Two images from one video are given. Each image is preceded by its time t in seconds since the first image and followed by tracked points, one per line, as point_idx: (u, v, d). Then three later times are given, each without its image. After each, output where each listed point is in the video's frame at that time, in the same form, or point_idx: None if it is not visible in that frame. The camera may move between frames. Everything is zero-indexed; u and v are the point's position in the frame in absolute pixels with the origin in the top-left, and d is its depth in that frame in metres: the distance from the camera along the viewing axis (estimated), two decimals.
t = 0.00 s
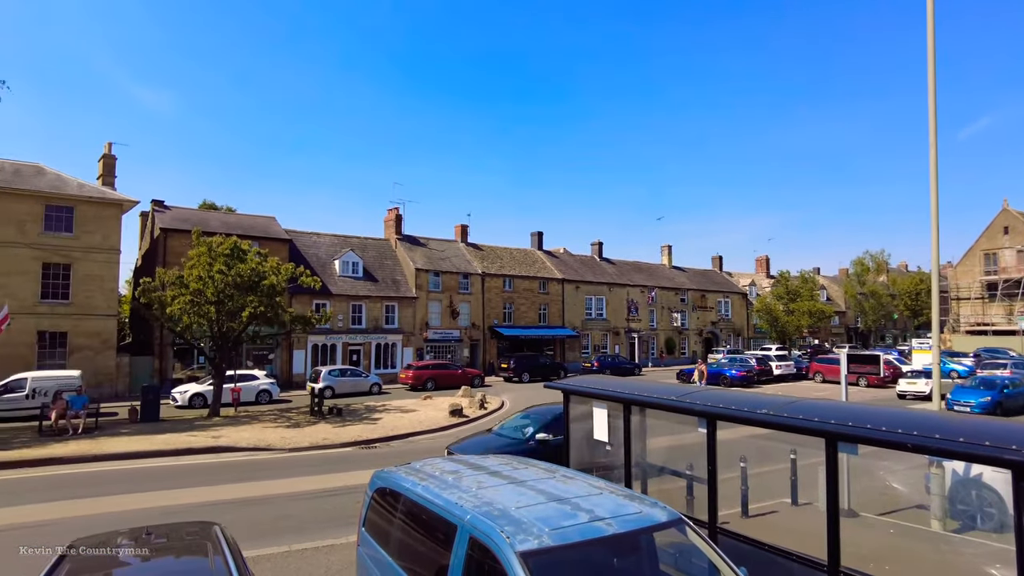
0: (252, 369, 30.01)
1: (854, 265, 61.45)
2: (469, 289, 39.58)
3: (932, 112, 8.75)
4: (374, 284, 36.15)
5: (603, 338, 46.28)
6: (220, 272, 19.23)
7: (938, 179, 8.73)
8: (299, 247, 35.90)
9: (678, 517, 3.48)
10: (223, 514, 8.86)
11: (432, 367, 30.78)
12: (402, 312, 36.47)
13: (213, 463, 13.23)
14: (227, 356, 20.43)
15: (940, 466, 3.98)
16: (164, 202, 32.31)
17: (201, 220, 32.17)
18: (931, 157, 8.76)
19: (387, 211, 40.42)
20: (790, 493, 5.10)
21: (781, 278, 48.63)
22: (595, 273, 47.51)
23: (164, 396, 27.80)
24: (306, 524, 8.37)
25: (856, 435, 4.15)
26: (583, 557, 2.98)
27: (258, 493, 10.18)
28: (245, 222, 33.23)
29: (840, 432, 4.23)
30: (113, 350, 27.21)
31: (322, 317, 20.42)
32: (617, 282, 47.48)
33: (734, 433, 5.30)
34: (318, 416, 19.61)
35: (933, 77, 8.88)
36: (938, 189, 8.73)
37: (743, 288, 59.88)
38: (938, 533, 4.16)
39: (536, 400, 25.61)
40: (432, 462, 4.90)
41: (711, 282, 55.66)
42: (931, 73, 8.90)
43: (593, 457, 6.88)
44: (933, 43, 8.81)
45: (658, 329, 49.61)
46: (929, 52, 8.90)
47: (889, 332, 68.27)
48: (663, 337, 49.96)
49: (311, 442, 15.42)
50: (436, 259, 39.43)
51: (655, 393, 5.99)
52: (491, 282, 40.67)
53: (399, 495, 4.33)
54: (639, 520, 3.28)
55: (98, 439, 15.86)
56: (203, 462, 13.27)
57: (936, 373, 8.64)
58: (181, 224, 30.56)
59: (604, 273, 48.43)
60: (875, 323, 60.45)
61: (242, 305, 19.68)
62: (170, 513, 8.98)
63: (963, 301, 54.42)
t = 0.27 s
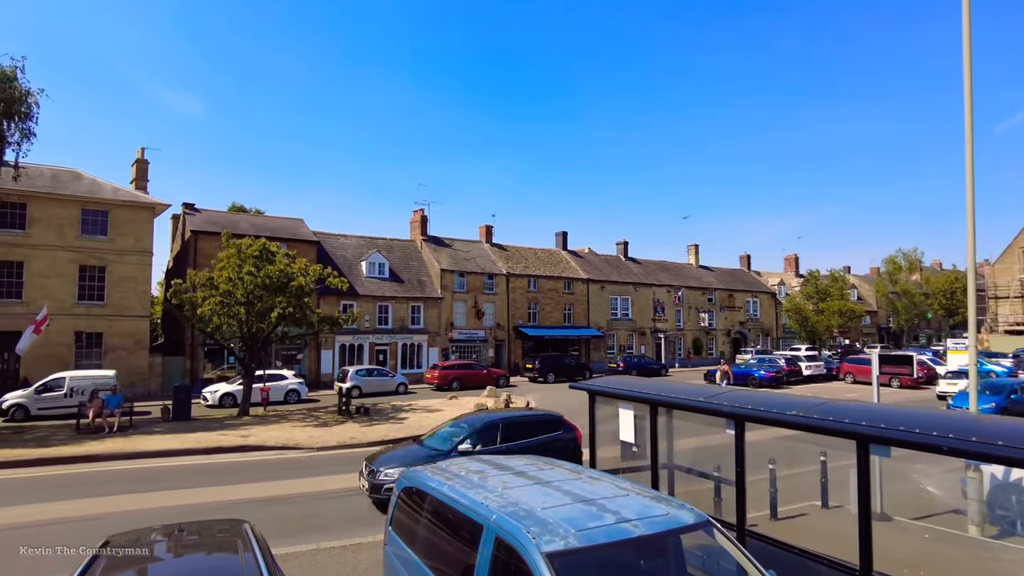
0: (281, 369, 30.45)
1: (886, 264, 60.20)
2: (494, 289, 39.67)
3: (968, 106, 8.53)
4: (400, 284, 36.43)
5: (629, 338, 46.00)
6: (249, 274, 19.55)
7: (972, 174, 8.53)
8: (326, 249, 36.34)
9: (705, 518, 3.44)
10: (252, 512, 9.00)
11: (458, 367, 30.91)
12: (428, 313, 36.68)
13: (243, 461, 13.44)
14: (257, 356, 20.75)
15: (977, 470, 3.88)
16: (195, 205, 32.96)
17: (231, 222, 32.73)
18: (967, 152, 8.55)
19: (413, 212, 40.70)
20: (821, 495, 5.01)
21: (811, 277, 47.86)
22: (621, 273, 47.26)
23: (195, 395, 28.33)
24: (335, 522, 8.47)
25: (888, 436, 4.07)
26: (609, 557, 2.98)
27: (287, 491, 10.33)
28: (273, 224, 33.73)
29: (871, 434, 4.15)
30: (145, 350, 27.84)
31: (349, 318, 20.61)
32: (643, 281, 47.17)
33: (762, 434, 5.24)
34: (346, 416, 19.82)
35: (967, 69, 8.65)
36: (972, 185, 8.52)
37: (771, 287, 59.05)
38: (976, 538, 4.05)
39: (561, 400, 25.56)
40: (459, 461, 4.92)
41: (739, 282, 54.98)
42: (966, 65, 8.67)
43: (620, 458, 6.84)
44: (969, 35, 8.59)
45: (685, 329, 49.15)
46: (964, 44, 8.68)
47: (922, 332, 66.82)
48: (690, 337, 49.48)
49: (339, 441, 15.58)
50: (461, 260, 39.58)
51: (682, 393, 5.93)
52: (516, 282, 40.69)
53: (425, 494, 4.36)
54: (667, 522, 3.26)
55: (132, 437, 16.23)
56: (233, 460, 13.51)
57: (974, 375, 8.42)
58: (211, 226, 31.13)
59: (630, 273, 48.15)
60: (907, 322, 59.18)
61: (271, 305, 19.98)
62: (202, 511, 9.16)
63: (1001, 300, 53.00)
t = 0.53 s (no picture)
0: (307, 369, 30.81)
1: (917, 263, 59.01)
2: (517, 290, 39.69)
3: (1003, 100, 8.34)
4: (423, 285, 36.62)
5: (653, 339, 45.69)
6: (276, 275, 19.81)
7: (1007, 171, 8.35)
8: (351, 251, 36.69)
9: (731, 521, 3.41)
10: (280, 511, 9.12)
11: (481, 367, 30.98)
12: (451, 314, 36.82)
13: (270, 460, 13.62)
14: (283, 357, 21.01)
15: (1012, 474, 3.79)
16: (223, 208, 33.51)
17: (258, 225, 33.21)
18: (1001, 148, 8.37)
19: (436, 213, 40.90)
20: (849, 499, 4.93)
21: (839, 276, 47.08)
22: (644, 273, 46.96)
23: (223, 395, 28.78)
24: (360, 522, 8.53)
25: (919, 439, 3.98)
26: (634, 560, 2.95)
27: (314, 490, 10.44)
28: (299, 226, 34.14)
29: (902, 436, 4.06)
30: (174, 350, 28.35)
31: (373, 318, 20.78)
32: (667, 281, 46.82)
33: (789, 437, 5.17)
34: (370, 416, 19.99)
35: (1002, 64, 8.47)
36: (1008, 182, 8.33)
37: (798, 287, 58.21)
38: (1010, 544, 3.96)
39: (585, 401, 25.48)
40: (482, 462, 4.93)
41: (765, 281, 54.29)
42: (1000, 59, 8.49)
43: (644, 460, 6.79)
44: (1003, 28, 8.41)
45: (710, 329, 48.67)
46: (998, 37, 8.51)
47: (955, 333, 65.35)
48: (715, 338, 48.99)
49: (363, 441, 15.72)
50: (484, 261, 39.67)
51: (707, 395, 5.88)
52: (539, 283, 40.66)
53: (449, 494, 4.38)
54: (691, 524, 3.23)
55: (162, 436, 16.54)
56: (261, 460, 13.69)
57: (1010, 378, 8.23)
58: (238, 228, 31.62)
59: (654, 273, 47.82)
60: (939, 322, 57.92)
61: (297, 306, 20.21)
62: (231, 509, 9.31)
63: None
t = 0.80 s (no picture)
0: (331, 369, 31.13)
1: (948, 262, 57.78)
2: (539, 290, 39.67)
3: None
4: (446, 286, 36.77)
5: (677, 339, 45.34)
6: (301, 276, 20.03)
7: None
8: (374, 252, 36.98)
9: (757, 524, 3.37)
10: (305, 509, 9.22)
11: (503, 368, 31.01)
12: (473, 314, 36.92)
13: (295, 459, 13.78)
14: (308, 357, 21.23)
15: None
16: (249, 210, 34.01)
17: (283, 227, 33.63)
18: None
19: (458, 214, 41.05)
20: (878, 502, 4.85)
21: (867, 276, 46.27)
22: (667, 273, 46.60)
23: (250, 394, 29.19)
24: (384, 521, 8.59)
25: (951, 442, 3.89)
26: (658, 562, 2.94)
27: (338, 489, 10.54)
28: (323, 228, 34.51)
29: (933, 439, 3.98)
30: (202, 351, 28.81)
31: (397, 319, 20.91)
32: (691, 282, 46.44)
33: (816, 439, 5.10)
34: (394, 415, 20.13)
35: None
36: None
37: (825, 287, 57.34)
38: None
39: (608, 402, 25.37)
40: (505, 462, 4.94)
41: (791, 281, 53.56)
42: None
43: (668, 461, 6.75)
44: None
45: (735, 330, 48.15)
46: None
47: (988, 333, 63.84)
48: (740, 338, 48.46)
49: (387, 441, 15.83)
50: (506, 261, 39.70)
51: (734, 397, 5.82)
52: (561, 283, 40.60)
53: (473, 494, 4.38)
54: (717, 526, 3.20)
55: (190, 435, 16.83)
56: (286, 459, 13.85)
57: None
58: (264, 230, 32.05)
59: (677, 273, 47.44)
60: (972, 323, 56.64)
61: (322, 307, 20.41)
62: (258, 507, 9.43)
63: None
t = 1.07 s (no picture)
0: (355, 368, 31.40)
1: (980, 261, 56.47)
2: (561, 291, 39.60)
3: None
4: (468, 287, 36.88)
5: (701, 340, 44.93)
6: (325, 277, 20.25)
7: None
8: (397, 253, 37.23)
9: (784, 526, 3.33)
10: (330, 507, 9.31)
11: (525, 368, 31.01)
12: (495, 314, 36.98)
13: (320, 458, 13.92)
14: (332, 357, 21.45)
15: None
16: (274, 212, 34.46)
17: (307, 228, 34.02)
18: None
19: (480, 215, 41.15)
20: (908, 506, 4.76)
21: (895, 276, 45.40)
22: (691, 273, 46.21)
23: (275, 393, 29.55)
24: (408, 520, 8.63)
25: (984, 445, 3.81)
26: (683, 564, 2.92)
27: (363, 488, 10.62)
28: (346, 229, 34.83)
29: (965, 441, 3.90)
30: (228, 350, 29.25)
31: (420, 319, 21.03)
32: (715, 282, 46.00)
33: (844, 440, 5.02)
34: (416, 415, 20.24)
35: None
36: None
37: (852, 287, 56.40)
38: None
39: (630, 402, 25.24)
40: (528, 462, 4.95)
41: (817, 281, 52.78)
42: None
43: (692, 463, 6.69)
44: None
45: (760, 331, 47.58)
46: None
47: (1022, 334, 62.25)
48: (765, 339, 47.87)
49: (410, 440, 15.92)
50: (527, 262, 39.71)
51: (760, 398, 5.75)
52: (583, 284, 40.49)
53: (496, 494, 4.39)
54: (743, 528, 3.17)
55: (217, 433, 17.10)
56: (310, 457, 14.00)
57: None
58: (289, 232, 32.46)
59: (701, 273, 47.02)
60: (1005, 324, 55.27)
61: (346, 307, 20.60)
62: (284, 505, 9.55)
63: None
